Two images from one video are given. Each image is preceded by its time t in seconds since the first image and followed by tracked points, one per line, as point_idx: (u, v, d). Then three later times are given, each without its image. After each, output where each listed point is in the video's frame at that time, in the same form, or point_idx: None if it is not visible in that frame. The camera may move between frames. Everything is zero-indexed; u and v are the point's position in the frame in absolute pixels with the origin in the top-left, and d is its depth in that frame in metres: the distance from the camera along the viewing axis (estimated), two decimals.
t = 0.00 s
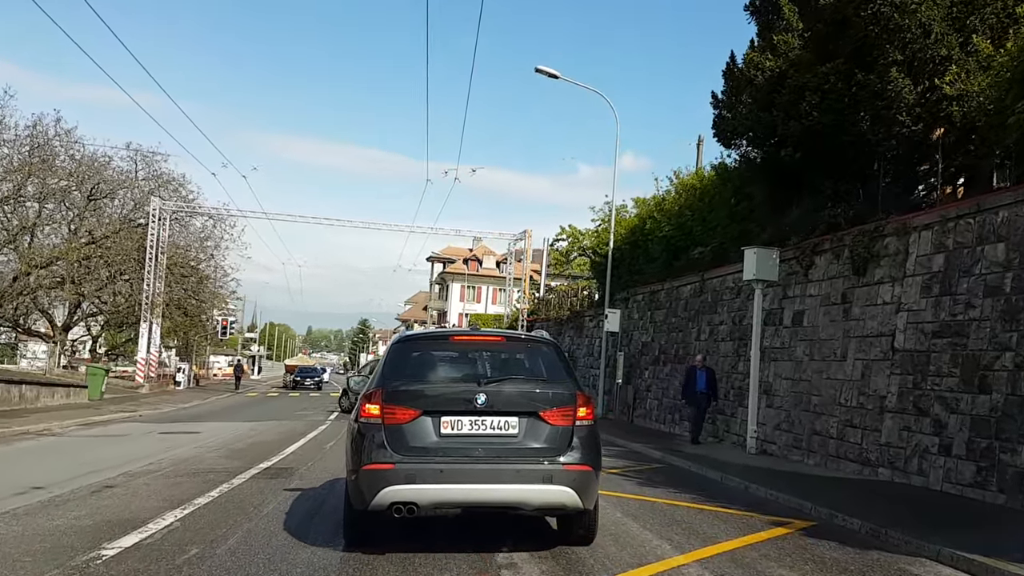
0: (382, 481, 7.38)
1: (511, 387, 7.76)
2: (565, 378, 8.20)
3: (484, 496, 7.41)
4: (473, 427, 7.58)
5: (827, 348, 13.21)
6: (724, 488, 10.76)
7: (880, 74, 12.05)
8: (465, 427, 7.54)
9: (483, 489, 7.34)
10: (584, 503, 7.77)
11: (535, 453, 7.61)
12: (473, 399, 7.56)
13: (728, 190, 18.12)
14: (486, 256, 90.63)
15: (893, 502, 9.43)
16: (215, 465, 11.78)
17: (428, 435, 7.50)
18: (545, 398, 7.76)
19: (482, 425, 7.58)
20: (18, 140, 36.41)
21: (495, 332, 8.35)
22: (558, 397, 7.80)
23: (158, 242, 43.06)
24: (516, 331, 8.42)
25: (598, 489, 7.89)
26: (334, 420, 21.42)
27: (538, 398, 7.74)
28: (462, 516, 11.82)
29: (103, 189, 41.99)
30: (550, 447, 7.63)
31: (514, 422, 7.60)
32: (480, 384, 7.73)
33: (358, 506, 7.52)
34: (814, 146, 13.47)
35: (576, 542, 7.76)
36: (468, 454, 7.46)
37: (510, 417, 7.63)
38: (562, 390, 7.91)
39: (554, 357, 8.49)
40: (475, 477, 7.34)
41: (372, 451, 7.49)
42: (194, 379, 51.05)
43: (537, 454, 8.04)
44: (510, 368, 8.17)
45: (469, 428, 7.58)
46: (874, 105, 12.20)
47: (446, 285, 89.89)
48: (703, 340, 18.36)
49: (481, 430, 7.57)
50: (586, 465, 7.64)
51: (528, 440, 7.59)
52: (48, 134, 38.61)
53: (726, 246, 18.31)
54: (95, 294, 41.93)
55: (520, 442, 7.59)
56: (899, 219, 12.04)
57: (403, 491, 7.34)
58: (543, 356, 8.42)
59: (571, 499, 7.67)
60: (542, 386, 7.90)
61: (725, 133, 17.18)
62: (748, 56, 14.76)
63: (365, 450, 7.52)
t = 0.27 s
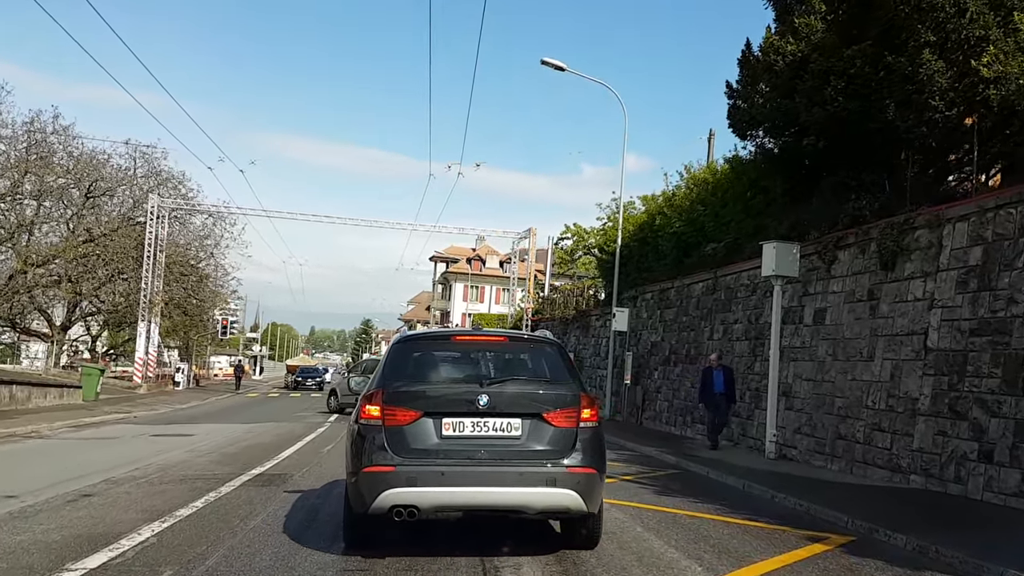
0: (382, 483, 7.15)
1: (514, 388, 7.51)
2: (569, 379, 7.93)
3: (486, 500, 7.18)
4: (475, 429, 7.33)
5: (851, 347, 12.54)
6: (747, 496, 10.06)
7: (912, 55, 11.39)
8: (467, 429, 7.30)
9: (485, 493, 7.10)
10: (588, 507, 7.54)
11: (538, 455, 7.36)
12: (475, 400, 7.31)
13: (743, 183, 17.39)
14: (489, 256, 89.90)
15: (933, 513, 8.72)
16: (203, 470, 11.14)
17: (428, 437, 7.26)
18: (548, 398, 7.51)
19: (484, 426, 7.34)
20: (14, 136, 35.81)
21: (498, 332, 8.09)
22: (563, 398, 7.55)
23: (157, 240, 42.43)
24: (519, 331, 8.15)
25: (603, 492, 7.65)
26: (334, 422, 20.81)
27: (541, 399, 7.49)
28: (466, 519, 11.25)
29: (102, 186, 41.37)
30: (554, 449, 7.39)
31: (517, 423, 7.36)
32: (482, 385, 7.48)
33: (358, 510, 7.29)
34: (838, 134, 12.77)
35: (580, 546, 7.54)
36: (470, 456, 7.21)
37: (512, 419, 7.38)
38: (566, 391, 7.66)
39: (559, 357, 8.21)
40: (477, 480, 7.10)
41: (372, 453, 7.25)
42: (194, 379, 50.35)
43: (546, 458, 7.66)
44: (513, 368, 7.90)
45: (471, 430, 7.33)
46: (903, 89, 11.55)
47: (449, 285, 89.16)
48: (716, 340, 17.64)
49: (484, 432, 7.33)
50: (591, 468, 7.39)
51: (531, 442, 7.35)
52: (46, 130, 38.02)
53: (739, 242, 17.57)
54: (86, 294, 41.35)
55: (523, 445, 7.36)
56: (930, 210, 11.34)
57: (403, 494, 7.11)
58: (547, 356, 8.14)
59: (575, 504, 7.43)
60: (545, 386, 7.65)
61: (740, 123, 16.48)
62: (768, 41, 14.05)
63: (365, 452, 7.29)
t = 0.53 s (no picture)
0: (383, 484, 6.90)
1: (518, 386, 7.27)
2: (574, 377, 7.68)
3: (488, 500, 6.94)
4: (477, 428, 7.07)
5: (878, 343, 11.88)
6: (772, 502, 9.39)
7: (945, 31, 10.66)
8: (469, 428, 7.04)
9: (488, 493, 6.87)
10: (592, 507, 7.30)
11: (541, 455, 7.12)
12: (478, 399, 7.05)
13: (759, 173, 16.64)
14: (492, 253, 89.16)
15: (977, 522, 8.02)
16: (193, 474, 10.53)
17: (430, 436, 7.01)
18: (553, 397, 7.26)
19: (486, 425, 7.10)
20: (10, 131, 35.24)
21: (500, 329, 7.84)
22: (567, 396, 7.31)
23: (155, 236, 41.81)
24: (523, 329, 7.90)
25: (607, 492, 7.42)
26: (334, 422, 20.23)
27: (546, 397, 7.23)
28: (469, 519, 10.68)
29: (100, 182, 40.77)
30: (559, 449, 7.15)
31: (521, 422, 7.11)
32: (485, 384, 7.24)
33: (359, 512, 7.03)
34: (863, 118, 12.09)
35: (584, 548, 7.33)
36: (472, 456, 6.97)
37: (516, 418, 7.14)
38: (571, 389, 7.42)
39: (563, 356, 7.96)
40: (479, 481, 6.86)
41: (372, 452, 7.00)
42: (193, 379, 49.70)
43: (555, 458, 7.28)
44: (516, 367, 7.65)
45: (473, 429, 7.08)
46: (937, 68, 10.79)
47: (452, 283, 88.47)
48: (730, 337, 16.92)
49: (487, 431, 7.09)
50: (596, 468, 7.15)
51: (535, 441, 7.11)
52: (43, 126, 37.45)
53: (754, 234, 16.80)
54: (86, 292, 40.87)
55: (527, 444, 7.12)
56: (965, 196, 10.65)
57: (404, 494, 6.86)
58: (551, 354, 7.89)
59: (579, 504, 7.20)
60: (549, 385, 7.41)
61: (756, 109, 15.78)
62: (788, 20, 13.36)
63: (365, 452, 7.04)
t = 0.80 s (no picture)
0: (383, 485, 6.77)
1: (520, 387, 7.13)
2: (575, 377, 7.55)
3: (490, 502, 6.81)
4: (479, 429, 6.95)
5: (905, 340, 11.26)
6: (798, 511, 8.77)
7: (979, 9, 9.98)
8: (471, 429, 6.92)
9: (489, 495, 6.75)
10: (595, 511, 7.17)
11: (543, 456, 6.99)
12: (479, 399, 6.92)
13: (773, 165, 16.00)
14: (494, 252, 88.49)
15: None
16: (182, 480, 9.99)
17: (431, 437, 6.88)
18: (555, 397, 7.13)
19: (488, 426, 6.98)
20: (5, 127, 34.63)
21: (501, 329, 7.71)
22: (569, 397, 7.18)
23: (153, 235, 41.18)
24: (524, 329, 7.76)
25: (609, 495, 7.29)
26: (333, 423, 19.71)
27: (548, 397, 7.10)
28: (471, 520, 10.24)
29: (97, 180, 40.16)
30: (561, 450, 7.03)
31: (522, 423, 6.99)
32: (486, 384, 7.11)
33: (359, 513, 6.90)
34: (888, 103, 11.50)
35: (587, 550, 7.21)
36: (474, 457, 6.84)
37: (517, 418, 7.02)
38: (573, 390, 7.29)
39: (566, 356, 7.82)
40: (481, 482, 6.74)
41: (372, 453, 6.87)
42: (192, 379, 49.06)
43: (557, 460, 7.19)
44: (518, 367, 7.51)
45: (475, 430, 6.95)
46: (970, 49, 10.12)
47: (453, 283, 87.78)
48: (743, 335, 16.29)
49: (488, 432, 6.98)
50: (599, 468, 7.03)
51: (537, 442, 6.99)
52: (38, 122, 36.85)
53: (768, 228, 16.14)
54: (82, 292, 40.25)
55: (529, 445, 7.01)
56: (1000, 184, 9.99)
57: (405, 496, 6.73)
58: (553, 355, 7.75)
59: (582, 507, 7.06)
60: (550, 385, 7.28)
61: (771, 98, 15.16)
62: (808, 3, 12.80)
63: (365, 453, 6.91)
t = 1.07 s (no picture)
0: (383, 485, 6.53)
1: (523, 385, 6.88)
2: (579, 377, 7.29)
3: (491, 503, 6.57)
4: (481, 428, 6.69)
5: (933, 338, 10.64)
6: (826, 520, 8.16)
7: None
8: (472, 428, 6.67)
9: (491, 496, 6.51)
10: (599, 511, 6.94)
11: (546, 456, 6.73)
12: (481, 399, 6.66)
13: (790, 156, 15.36)
14: (496, 250, 87.82)
15: None
16: (167, 484, 9.43)
17: (431, 437, 6.63)
18: (559, 396, 6.87)
19: (489, 425, 6.73)
20: None
21: (503, 326, 7.47)
22: (572, 396, 6.93)
23: (150, 231, 40.54)
24: (527, 326, 7.51)
25: (614, 495, 7.04)
26: (332, 423, 19.16)
27: (551, 396, 6.84)
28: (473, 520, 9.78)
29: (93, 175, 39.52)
30: (564, 450, 6.77)
31: (525, 422, 6.74)
32: (488, 383, 6.85)
33: (358, 514, 6.65)
34: (916, 88, 10.93)
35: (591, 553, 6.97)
36: (475, 457, 6.59)
37: (519, 418, 6.76)
38: (576, 389, 7.03)
39: (570, 355, 7.56)
40: (482, 483, 6.50)
41: (371, 452, 6.63)
42: (190, 377, 48.46)
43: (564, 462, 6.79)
44: (520, 365, 7.25)
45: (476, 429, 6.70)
46: (1008, 26, 9.67)
47: (455, 281, 87.21)
48: (757, 333, 15.64)
49: (489, 431, 6.73)
50: (602, 469, 6.80)
51: (540, 442, 6.73)
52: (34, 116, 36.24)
53: (783, 221, 15.53)
54: (78, 290, 39.63)
55: (531, 445, 6.76)
56: None
57: (405, 497, 6.48)
58: (557, 353, 7.49)
59: (585, 508, 6.82)
60: (553, 384, 7.02)
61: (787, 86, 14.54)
62: None
63: (364, 452, 6.67)
